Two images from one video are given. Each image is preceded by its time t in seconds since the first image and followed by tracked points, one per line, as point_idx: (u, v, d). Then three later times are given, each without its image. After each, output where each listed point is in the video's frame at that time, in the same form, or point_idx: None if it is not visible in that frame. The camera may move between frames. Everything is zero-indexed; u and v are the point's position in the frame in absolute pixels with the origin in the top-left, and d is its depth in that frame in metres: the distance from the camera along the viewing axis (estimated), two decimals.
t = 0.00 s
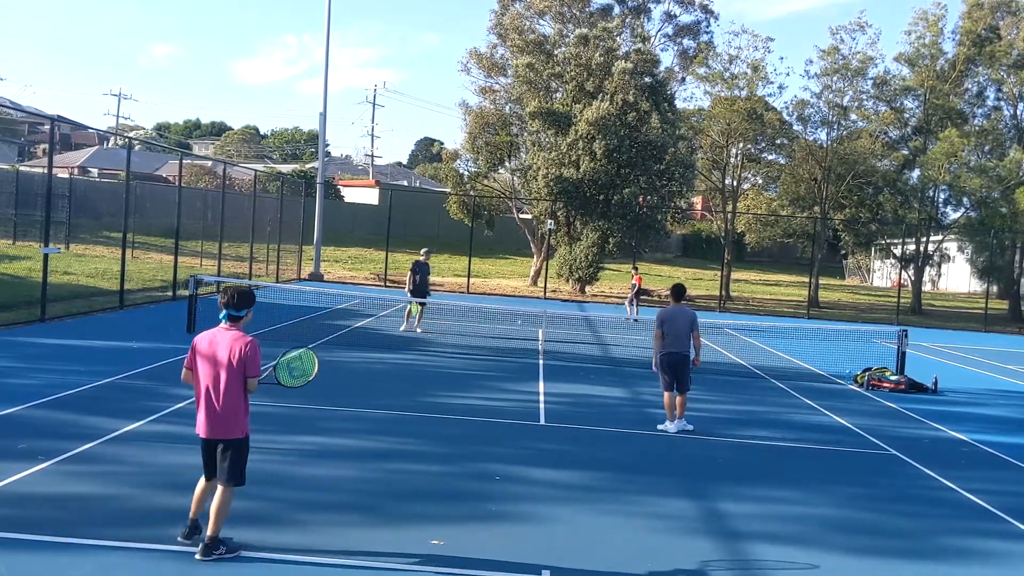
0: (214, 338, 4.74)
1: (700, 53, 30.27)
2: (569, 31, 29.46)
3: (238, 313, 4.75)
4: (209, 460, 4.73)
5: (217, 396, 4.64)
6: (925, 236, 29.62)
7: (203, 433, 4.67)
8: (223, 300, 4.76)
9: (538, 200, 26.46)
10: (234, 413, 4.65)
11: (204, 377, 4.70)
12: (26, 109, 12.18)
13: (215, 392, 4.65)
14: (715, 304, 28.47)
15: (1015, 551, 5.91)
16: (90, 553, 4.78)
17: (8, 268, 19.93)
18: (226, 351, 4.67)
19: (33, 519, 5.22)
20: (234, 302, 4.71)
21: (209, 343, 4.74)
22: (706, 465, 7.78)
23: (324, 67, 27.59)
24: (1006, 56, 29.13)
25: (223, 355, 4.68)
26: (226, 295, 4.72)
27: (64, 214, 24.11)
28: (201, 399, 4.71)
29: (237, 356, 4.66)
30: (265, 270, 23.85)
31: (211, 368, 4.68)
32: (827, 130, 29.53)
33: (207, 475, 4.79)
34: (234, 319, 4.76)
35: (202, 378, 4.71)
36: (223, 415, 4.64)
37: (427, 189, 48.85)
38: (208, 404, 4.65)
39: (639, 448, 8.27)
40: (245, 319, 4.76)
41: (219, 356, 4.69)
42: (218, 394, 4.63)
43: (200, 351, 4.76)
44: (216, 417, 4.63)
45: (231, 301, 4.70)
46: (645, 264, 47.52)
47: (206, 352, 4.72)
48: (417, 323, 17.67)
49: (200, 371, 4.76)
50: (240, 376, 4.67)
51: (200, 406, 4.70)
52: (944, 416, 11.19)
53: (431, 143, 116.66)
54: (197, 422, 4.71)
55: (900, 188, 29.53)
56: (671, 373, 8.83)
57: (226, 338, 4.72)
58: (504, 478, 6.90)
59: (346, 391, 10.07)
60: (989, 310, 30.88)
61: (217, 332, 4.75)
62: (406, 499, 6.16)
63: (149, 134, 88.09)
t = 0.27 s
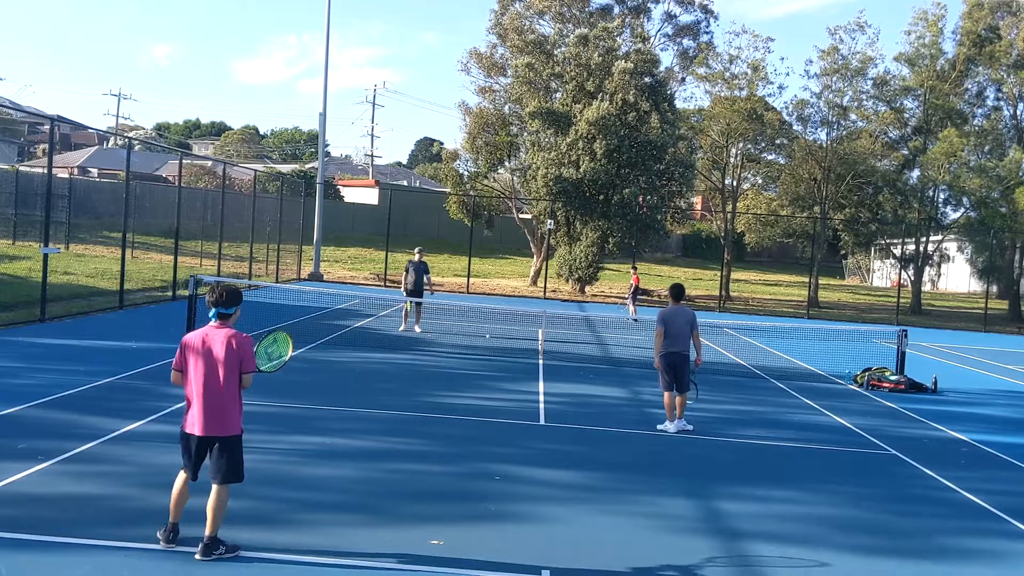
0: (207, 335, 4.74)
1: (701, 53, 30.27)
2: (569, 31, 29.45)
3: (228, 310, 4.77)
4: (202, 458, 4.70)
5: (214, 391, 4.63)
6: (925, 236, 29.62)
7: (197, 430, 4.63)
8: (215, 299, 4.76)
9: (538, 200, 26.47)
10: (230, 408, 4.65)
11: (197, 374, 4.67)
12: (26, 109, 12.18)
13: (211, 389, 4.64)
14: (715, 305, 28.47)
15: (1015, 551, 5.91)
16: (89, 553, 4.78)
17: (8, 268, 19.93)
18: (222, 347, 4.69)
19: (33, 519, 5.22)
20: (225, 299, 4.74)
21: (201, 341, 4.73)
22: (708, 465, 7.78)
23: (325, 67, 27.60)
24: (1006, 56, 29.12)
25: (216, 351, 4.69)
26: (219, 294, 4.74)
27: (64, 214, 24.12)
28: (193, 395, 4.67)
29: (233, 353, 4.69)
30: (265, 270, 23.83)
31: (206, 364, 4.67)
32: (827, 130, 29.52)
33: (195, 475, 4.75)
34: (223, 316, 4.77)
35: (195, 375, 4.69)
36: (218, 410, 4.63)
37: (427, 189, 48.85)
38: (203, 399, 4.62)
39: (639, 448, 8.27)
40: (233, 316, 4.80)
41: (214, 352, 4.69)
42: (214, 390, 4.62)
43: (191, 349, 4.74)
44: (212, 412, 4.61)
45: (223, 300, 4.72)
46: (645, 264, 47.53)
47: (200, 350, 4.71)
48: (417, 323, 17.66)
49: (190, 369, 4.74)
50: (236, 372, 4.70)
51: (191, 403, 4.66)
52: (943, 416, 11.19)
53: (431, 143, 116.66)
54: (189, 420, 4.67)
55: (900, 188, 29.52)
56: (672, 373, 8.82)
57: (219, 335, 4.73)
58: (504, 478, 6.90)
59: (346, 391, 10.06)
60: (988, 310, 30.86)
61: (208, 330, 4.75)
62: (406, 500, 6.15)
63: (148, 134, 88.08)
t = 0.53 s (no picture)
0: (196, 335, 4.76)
1: (700, 53, 30.27)
2: (569, 31, 29.43)
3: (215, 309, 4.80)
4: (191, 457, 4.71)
5: (208, 389, 4.67)
6: (924, 236, 29.64)
7: (189, 428, 4.64)
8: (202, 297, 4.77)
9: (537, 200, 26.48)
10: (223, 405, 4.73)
11: (188, 372, 4.67)
12: (25, 109, 12.17)
13: (203, 387, 4.67)
14: (714, 305, 28.46)
15: (1015, 550, 5.91)
16: (89, 553, 4.77)
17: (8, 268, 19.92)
18: (215, 347, 4.74)
19: (33, 519, 5.21)
20: (215, 298, 4.77)
21: (190, 340, 4.74)
22: (708, 465, 7.77)
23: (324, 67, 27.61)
24: (1006, 56, 29.12)
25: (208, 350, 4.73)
26: (207, 291, 4.76)
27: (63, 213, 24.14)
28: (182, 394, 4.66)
29: (226, 351, 4.77)
30: (265, 270, 23.82)
31: (198, 362, 4.69)
32: (826, 130, 29.51)
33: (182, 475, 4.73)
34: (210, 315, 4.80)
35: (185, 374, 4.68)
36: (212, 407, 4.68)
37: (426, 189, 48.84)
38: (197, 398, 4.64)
39: (639, 448, 8.26)
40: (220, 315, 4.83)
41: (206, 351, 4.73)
42: (208, 388, 4.66)
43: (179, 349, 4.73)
44: (207, 410, 4.65)
45: (214, 299, 4.76)
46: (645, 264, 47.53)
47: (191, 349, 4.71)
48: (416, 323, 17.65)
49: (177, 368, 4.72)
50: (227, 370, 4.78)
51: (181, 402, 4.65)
52: (943, 416, 11.19)
53: (430, 143, 116.70)
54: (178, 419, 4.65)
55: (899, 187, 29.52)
56: (672, 374, 8.81)
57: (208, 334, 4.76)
58: (504, 478, 6.89)
59: (346, 391, 10.05)
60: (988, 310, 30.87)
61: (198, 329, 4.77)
62: (405, 500, 6.15)
63: (147, 134, 88.03)
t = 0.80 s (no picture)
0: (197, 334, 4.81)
1: (699, 53, 30.26)
2: (568, 31, 29.43)
3: (215, 309, 4.86)
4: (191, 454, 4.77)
5: (207, 387, 4.72)
6: (922, 236, 29.67)
7: (189, 423, 4.71)
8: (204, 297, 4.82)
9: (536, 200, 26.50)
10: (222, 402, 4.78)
11: (188, 371, 4.72)
12: (24, 109, 12.15)
13: (201, 384, 4.71)
14: (713, 305, 28.46)
15: (1015, 550, 5.91)
16: (89, 553, 4.77)
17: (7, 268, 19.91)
18: (215, 344, 4.79)
19: (31, 519, 5.21)
20: (215, 299, 4.84)
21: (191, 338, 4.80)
22: (708, 465, 7.78)
23: (324, 67, 27.60)
24: (1005, 56, 29.16)
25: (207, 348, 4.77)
26: (208, 291, 4.82)
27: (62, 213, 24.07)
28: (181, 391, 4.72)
29: (225, 350, 4.80)
30: (264, 270, 23.78)
31: (196, 360, 4.74)
32: (825, 130, 29.52)
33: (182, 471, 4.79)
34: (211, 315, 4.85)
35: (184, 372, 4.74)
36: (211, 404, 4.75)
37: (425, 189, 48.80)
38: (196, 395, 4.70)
39: (638, 448, 8.27)
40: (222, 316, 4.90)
41: (205, 349, 4.77)
42: (208, 386, 4.71)
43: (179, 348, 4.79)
44: (206, 407, 4.72)
45: (215, 299, 4.82)
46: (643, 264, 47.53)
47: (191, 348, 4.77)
48: (415, 323, 17.63)
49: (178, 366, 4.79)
50: (226, 367, 4.80)
51: (180, 399, 4.71)
52: (942, 416, 11.19)
53: (429, 143, 116.70)
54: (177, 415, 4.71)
55: (898, 187, 29.53)
56: (671, 373, 8.81)
57: (208, 333, 4.82)
58: (503, 478, 6.89)
59: (345, 391, 10.05)
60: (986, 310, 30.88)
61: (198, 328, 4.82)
62: (405, 500, 6.14)
63: (145, 134, 87.99)
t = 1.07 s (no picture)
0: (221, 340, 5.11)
1: (699, 53, 30.25)
2: (567, 31, 29.44)
3: (239, 319, 5.18)
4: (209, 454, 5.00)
5: (227, 389, 4.99)
6: (922, 236, 29.68)
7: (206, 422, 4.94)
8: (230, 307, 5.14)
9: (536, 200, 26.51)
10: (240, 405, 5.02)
11: (210, 373, 5.01)
12: (24, 109, 12.14)
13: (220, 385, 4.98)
14: (713, 305, 28.46)
15: (1015, 551, 5.91)
16: (89, 553, 4.77)
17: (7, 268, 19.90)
18: (237, 350, 5.07)
19: (31, 519, 5.21)
20: (241, 309, 5.16)
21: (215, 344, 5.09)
22: (708, 465, 7.78)
23: (324, 66, 27.59)
24: (1004, 56, 29.17)
25: (229, 353, 5.06)
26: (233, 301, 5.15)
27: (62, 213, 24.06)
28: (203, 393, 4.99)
29: (246, 356, 5.07)
30: (263, 270, 23.78)
31: (218, 364, 5.02)
32: (825, 130, 29.52)
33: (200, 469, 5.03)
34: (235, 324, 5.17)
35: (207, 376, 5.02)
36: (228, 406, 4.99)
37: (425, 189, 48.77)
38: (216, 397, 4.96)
39: (638, 448, 8.28)
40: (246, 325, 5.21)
41: (228, 354, 5.06)
42: (228, 388, 4.98)
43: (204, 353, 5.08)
44: (224, 407, 4.96)
45: (240, 309, 5.14)
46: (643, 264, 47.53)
47: (213, 353, 5.04)
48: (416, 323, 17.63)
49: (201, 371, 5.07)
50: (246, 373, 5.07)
51: (201, 400, 4.98)
52: (942, 416, 11.19)
53: (429, 143, 116.73)
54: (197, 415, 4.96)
55: (898, 187, 29.55)
56: (670, 373, 8.81)
57: (232, 340, 5.12)
58: (503, 478, 6.89)
59: (346, 391, 10.05)
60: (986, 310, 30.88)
61: (221, 335, 5.12)
62: (406, 499, 6.15)
63: (145, 134, 87.99)
